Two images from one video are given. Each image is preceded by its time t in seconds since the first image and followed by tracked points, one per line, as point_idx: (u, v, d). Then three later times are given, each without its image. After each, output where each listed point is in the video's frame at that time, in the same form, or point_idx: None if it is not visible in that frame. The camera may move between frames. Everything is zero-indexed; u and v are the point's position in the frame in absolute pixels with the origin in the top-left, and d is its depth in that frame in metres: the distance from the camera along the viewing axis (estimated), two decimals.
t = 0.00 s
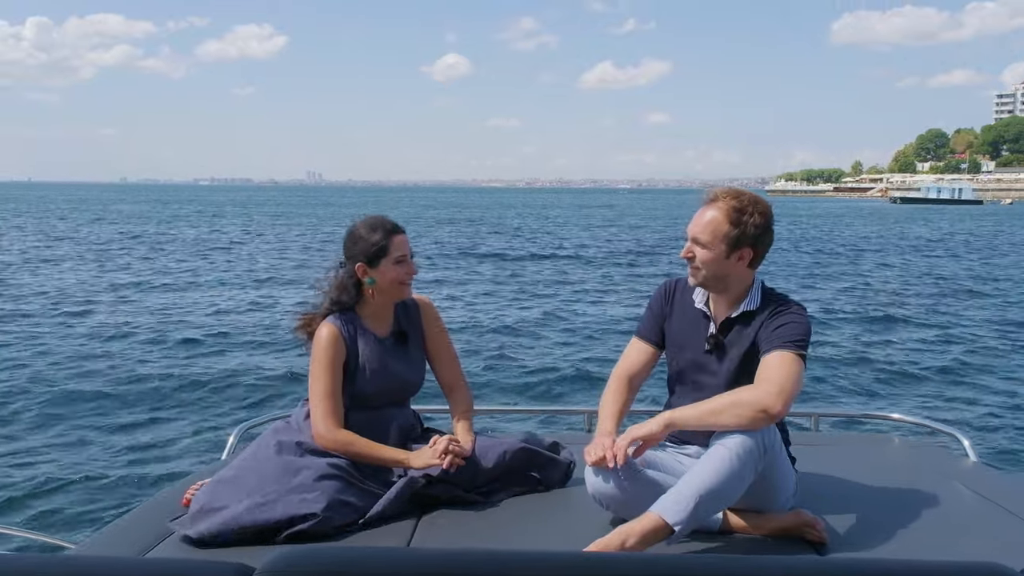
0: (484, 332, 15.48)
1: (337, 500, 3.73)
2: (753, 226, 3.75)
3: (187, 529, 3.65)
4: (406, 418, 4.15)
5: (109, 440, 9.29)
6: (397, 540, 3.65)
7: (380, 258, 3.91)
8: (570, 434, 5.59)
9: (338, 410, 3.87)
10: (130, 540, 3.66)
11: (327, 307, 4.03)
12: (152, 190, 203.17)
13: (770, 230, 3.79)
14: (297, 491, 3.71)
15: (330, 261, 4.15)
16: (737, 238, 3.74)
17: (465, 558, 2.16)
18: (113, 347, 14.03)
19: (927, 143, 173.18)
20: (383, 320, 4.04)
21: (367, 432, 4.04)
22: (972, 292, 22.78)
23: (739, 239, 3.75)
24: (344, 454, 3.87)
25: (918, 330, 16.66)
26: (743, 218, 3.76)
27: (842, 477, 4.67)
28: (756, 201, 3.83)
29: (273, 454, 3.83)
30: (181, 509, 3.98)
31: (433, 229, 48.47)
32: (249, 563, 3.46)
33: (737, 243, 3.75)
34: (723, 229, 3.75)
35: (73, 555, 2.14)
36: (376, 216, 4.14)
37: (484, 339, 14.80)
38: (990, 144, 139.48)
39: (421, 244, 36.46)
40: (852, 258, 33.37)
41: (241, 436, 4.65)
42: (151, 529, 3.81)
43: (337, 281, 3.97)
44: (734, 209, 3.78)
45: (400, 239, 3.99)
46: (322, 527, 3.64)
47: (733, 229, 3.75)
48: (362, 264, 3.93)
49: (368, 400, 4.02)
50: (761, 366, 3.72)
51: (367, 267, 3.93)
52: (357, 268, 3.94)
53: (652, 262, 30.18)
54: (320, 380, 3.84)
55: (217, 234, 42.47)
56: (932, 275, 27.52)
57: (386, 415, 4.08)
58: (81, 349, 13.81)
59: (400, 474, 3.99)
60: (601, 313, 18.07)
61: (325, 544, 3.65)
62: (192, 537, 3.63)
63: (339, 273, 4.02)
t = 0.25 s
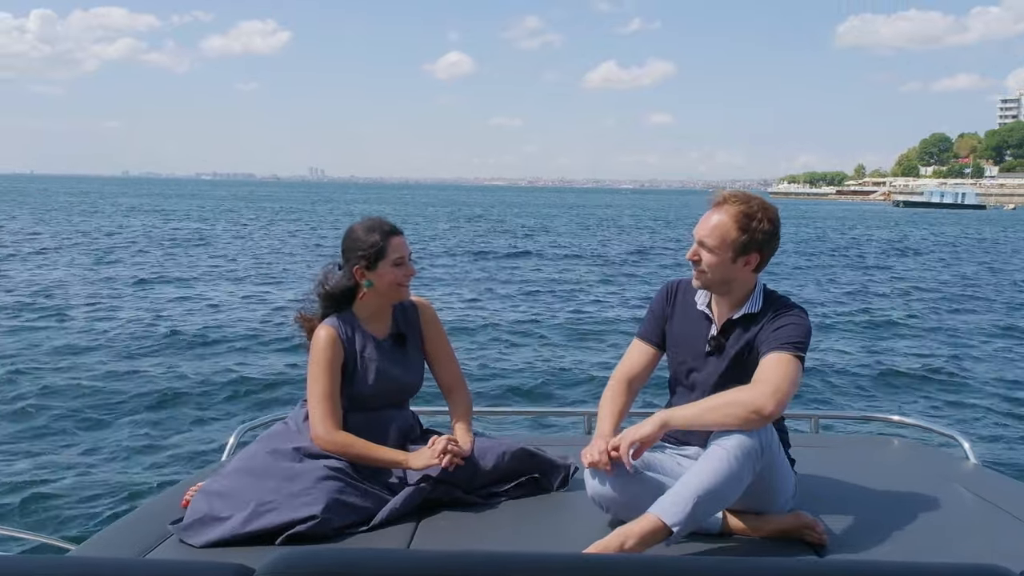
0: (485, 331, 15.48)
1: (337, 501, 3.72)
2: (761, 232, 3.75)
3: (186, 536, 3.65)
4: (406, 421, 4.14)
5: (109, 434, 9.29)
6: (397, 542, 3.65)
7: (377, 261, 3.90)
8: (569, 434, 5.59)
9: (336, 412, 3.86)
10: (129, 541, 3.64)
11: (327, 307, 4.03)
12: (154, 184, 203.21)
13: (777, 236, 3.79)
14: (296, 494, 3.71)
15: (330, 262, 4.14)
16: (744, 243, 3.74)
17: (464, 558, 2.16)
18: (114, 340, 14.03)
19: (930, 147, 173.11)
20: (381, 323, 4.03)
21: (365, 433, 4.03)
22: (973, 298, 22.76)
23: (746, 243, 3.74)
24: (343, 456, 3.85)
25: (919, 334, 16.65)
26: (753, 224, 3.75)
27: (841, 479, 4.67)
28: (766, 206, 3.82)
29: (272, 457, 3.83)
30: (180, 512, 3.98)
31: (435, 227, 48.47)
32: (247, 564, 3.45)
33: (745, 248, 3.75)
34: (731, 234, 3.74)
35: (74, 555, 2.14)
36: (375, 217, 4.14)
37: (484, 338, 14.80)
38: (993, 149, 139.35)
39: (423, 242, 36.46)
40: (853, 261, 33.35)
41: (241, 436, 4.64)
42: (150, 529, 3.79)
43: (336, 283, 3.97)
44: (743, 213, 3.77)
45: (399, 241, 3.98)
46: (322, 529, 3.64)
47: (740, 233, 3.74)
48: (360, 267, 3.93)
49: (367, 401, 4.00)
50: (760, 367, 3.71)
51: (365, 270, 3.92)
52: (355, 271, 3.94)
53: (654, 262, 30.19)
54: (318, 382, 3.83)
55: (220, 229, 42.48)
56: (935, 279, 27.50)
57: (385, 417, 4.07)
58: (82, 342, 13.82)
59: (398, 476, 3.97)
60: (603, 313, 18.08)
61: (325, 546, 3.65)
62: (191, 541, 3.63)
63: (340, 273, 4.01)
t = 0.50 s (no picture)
0: (486, 328, 15.47)
1: (336, 501, 3.72)
2: (763, 231, 3.75)
3: (186, 535, 3.65)
4: (404, 420, 4.14)
5: (108, 427, 9.30)
6: (396, 540, 3.65)
7: (373, 262, 3.91)
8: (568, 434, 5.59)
9: (334, 411, 3.86)
10: (128, 540, 3.64)
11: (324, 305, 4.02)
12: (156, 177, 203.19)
13: (778, 235, 3.79)
14: (295, 494, 3.71)
15: (326, 260, 4.14)
16: (746, 242, 3.74)
17: (463, 558, 2.16)
18: (115, 333, 14.05)
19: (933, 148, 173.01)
20: (377, 323, 4.03)
21: (364, 432, 4.03)
22: (974, 300, 22.79)
23: (748, 243, 3.74)
24: (341, 456, 3.85)
25: (919, 335, 16.67)
26: (754, 223, 3.75)
27: (839, 479, 4.67)
28: (767, 206, 3.83)
29: (271, 456, 3.82)
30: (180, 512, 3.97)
31: (436, 224, 48.50)
32: (247, 563, 3.45)
33: (747, 247, 3.75)
34: (732, 234, 3.74)
35: (73, 555, 2.14)
36: (370, 218, 4.13)
37: (485, 335, 14.80)
38: (996, 152, 139.20)
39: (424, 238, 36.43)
40: (854, 262, 33.36)
41: (239, 437, 4.64)
42: (150, 529, 3.79)
43: (330, 283, 3.97)
44: (745, 213, 3.77)
45: (394, 242, 3.99)
46: (321, 529, 3.64)
47: (742, 233, 3.74)
48: (355, 267, 3.93)
49: (364, 401, 4.01)
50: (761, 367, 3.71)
51: (360, 270, 3.92)
52: (350, 271, 3.94)
53: (655, 261, 30.18)
54: (315, 382, 3.84)
55: (221, 223, 42.51)
56: (935, 281, 27.52)
57: (383, 416, 4.07)
58: (83, 335, 13.83)
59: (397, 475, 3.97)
60: (603, 312, 18.06)
61: (324, 545, 3.65)
62: (189, 540, 3.63)
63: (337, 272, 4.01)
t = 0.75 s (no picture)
0: (486, 327, 15.45)
1: (335, 499, 3.72)
2: (759, 231, 3.75)
3: (185, 533, 3.65)
4: (402, 419, 4.14)
5: (107, 424, 9.30)
6: (394, 539, 3.64)
7: (367, 260, 3.92)
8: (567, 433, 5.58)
9: (332, 411, 3.87)
10: (127, 539, 3.64)
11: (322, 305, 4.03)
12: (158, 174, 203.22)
13: (775, 235, 3.79)
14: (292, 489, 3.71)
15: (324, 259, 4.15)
16: (742, 242, 3.74)
17: (463, 559, 2.16)
18: (115, 330, 14.05)
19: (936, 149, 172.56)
20: (375, 322, 4.03)
21: (363, 431, 4.03)
22: (975, 299, 22.77)
23: (744, 243, 3.74)
24: (339, 454, 3.85)
25: (919, 334, 16.66)
26: (750, 223, 3.75)
27: (838, 478, 4.67)
28: (763, 205, 3.82)
29: (269, 454, 3.82)
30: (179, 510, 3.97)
31: (437, 221, 48.48)
32: (244, 560, 3.45)
33: (743, 247, 3.75)
34: (728, 233, 3.73)
35: (71, 555, 2.14)
36: (367, 216, 4.13)
37: (485, 333, 14.79)
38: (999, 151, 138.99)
39: (425, 236, 36.40)
40: (856, 261, 33.31)
41: (239, 435, 4.64)
42: (149, 527, 3.78)
43: (327, 282, 3.99)
44: (741, 213, 3.77)
45: (390, 241, 3.99)
46: (319, 527, 3.63)
47: (739, 233, 3.74)
48: (350, 265, 3.94)
49: (362, 400, 4.01)
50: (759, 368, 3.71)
51: (355, 269, 3.94)
52: (346, 269, 3.95)
53: (656, 260, 30.14)
54: (313, 381, 3.83)
55: (222, 220, 42.52)
56: (936, 280, 27.50)
57: (381, 415, 4.07)
58: (82, 332, 13.83)
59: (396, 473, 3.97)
60: (604, 311, 18.03)
61: (323, 543, 3.64)
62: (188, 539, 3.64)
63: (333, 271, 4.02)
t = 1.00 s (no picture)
0: (487, 324, 15.45)
1: (333, 494, 3.74)
2: (751, 227, 3.75)
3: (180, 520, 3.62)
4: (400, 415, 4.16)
5: (108, 420, 9.32)
6: (393, 535, 3.66)
7: (357, 254, 3.92)
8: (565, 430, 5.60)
9: (330, 406, 3.89)
10: (125, 533, 3.65)
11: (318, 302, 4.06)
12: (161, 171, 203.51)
13: (767, 231, 3.79)
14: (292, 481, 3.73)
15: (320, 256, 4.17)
16: (734, 240, 3.74)
17: (460, 554, 2.17)
18: (115, 327, 14.07)
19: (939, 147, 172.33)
20: (371, 318, 4.05)
21: (361, 427, 4.05)
22: (977, 298, 22.77)
23: (737, 240, 3.75)
24: (337, 450, 3.88)
25: (919, 333, 16.66)
26: (742, 220, 3.75)
27: (835, 477, 4.68)
28: (755, 202, 3.82)
29: (267, 449, 3.83)
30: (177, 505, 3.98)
31: (438, 219, 48.48)
32: (243, 555, 3.47)
33: (735, 244, 3.75)
34: (721, 231, 3.74)
35: (69, 550, 2.15)
36: (362, 210, 4.15)
37: (487, 331, 14.81)
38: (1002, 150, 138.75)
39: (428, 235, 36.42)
40: (858, 260, 33.30)
41: (237, 430, 4.65)
42: (147, 522, 3.80)
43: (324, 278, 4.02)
44: (732, 210, 3.78)
45: (382, 235, 3.97)
46: (317, 522, 3.65)
47: (731, 230, 3.74)
48: (342, 259, 3.96)
49: (360, 395, 4.03)
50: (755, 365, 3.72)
51: (346, 262, 3.95)
52: (338, 264, 3.97)
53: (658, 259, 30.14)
54: (311, 377, 3.85)
55: (223, 218, 42.55)
56: (937, 279, 27.49)
57: (379, 411, 4.09)
58: (83, 328, 13.85)
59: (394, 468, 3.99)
60: (605, 309, 18.04)
61: (320, 539, 3.66)
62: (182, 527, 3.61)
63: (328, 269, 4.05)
